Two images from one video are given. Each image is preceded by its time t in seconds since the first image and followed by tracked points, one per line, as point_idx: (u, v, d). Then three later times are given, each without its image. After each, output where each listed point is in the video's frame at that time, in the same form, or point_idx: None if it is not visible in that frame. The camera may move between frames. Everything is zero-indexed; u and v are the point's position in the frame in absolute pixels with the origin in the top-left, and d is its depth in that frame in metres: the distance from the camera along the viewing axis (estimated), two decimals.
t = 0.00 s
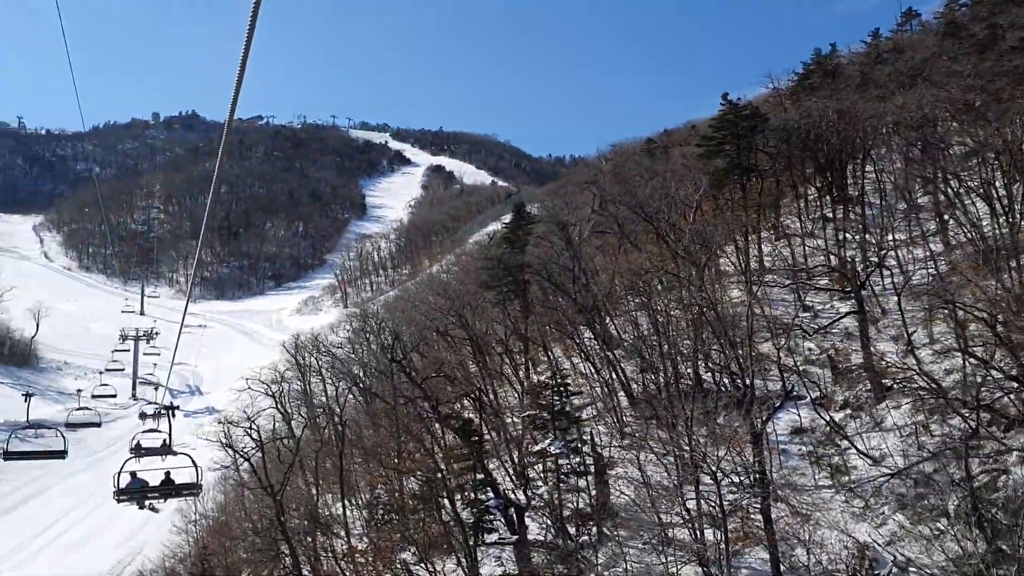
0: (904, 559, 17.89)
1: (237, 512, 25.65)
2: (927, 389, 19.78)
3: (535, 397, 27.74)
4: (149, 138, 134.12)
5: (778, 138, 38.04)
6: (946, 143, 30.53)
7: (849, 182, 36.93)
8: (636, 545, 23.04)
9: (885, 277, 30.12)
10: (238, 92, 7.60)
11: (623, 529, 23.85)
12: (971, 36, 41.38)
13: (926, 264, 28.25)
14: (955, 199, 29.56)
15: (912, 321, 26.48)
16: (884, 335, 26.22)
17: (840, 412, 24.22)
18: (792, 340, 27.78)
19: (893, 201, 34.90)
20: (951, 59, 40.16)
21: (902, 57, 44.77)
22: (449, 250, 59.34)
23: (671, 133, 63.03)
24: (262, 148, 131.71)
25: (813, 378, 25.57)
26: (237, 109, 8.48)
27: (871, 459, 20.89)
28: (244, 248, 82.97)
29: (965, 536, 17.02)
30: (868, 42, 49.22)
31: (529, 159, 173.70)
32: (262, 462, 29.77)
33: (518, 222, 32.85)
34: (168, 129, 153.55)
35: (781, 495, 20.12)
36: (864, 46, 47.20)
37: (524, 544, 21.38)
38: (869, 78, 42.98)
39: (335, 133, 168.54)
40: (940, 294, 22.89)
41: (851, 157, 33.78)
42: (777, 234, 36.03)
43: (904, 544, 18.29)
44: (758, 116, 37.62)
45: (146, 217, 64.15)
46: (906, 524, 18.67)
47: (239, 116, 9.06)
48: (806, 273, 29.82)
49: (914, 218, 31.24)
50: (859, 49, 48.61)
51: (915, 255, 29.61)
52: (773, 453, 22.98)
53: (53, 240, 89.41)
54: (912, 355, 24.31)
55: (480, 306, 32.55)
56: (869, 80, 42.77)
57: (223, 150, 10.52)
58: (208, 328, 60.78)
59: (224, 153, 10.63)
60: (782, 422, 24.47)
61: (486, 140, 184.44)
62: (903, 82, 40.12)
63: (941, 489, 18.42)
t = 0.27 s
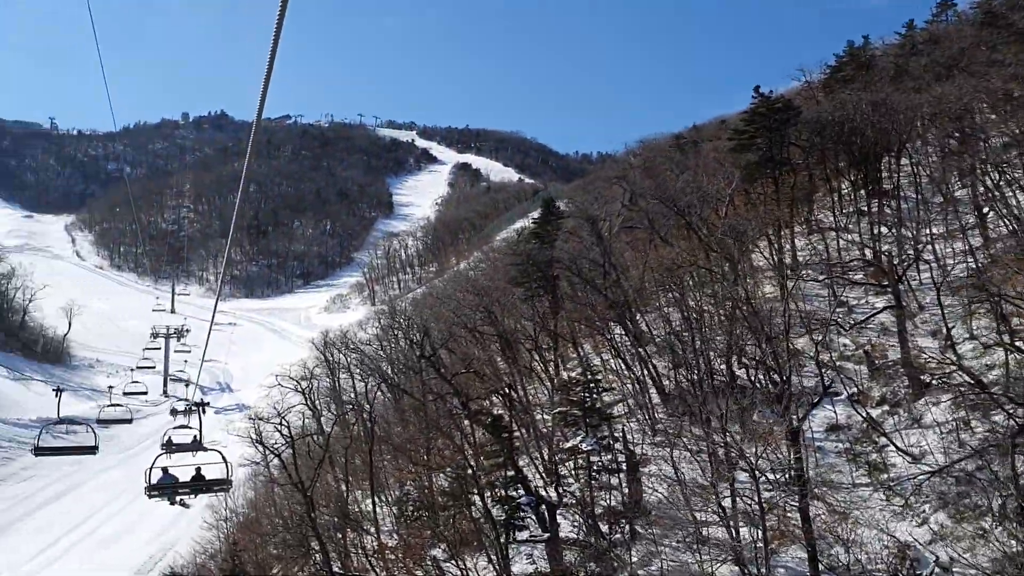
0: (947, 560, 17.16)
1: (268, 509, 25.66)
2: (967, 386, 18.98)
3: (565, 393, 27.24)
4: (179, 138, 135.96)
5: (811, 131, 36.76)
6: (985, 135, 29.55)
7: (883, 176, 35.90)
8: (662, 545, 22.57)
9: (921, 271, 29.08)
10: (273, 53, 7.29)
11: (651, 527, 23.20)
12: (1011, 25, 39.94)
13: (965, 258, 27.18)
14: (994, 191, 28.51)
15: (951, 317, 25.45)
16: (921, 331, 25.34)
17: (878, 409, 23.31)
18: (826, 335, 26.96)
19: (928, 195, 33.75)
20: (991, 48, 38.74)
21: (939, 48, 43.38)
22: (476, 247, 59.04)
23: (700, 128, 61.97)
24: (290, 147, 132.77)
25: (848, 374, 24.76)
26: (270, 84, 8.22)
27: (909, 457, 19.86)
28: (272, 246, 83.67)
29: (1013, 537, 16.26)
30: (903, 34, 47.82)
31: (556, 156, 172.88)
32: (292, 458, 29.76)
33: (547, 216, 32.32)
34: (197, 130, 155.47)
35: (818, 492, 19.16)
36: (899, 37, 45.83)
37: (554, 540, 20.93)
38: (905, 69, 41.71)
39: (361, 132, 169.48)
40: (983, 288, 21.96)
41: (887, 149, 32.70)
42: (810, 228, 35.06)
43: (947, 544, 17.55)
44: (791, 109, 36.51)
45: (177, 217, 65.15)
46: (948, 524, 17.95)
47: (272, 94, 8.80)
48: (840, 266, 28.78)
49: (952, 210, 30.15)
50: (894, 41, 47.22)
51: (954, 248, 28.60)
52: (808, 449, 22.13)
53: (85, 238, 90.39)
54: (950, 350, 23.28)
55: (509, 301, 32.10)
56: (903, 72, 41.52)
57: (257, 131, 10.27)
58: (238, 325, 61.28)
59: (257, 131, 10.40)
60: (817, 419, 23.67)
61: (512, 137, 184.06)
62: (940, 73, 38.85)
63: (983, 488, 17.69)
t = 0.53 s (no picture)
0: (981, 559, 16.54)
1: (289, 506, 25.56)
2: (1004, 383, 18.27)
3: (588, 389, 26.74)
4: (200, 138, 136.88)
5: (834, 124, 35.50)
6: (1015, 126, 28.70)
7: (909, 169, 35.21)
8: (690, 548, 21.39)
9: (950, 266, 28.23)
10: (293, 42, 6.96)
11: (676, 526, 22.61)
12: None
13: (995, 252, 26.31)
14: None
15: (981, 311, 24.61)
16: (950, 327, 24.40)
17: (905, 406, 22.53)
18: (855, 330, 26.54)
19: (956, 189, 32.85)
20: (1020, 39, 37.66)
21: (966, 39, 42.28)
22: (494, 244, 58.69)
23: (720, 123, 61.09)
24: (309, 146, 133.30)
25: (875, 370, 24.02)
26: (290, 73, 7.87)
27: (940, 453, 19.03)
28: (291, 244, 84.34)
29: None
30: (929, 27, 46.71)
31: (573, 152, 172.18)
32: (313, 454, 29.61)
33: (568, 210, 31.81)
34: (217, 129, 156.49)
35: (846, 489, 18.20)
36: (924, 29, 44.76)
37: (580, 540, 19.39)
38: (930, 62, 40.72)
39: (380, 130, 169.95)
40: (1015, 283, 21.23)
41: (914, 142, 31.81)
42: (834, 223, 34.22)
43: (982, 544, 16.90)
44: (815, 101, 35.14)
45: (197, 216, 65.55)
46: (980, 522, 17.33)
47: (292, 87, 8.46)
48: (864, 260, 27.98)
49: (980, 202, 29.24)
50: (920, 34, 46.16)
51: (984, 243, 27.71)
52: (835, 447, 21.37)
53: (106, 234, 90.61)
54: (981, 345, 22.48)
55: (529, 297, 31.71)
56: (929, 65, 40.55)
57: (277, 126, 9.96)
58: (258, 322, 61.56)
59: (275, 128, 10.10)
60: (844, 416, 23.19)
61: (530, 134, 183.66)
62: (968, 64, 37.84)
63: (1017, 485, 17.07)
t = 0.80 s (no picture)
0: (1016, 557, 15.85)
1: (310, 502, 25.46)
2: None
3: (611, 385, 26.27)
4: (220, 137, 138.10)
5: (858, 117, 34.83)
6: None
7: (936, 161, 34.40)
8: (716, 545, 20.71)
9: (980, 258, 27.37)
10: (311, 40, 6.69)
11: (700, 522, 22.07)
12: None
13: None
14: None
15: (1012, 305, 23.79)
16: (979, 322, 23.73)
17: (934, 402, 21.85)
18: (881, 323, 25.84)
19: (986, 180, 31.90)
20: None
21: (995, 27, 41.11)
22: (513, 241, 58.39)
23: (742, 117, 60.20)
24: (327, 144, 133.75)
25: (903, 366, 23.35)
26: (308, 67, 7.59)
27: (971, 450, 18.33)
28: (310, 241, 84.73)
29: None
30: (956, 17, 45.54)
31: (592, 149, 171.19)
32: (334, 451, 29.47)
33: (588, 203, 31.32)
34: (237, 128, 157.60)
35: (873, 485, 17.56)
36: (951, 19, 43.62)
37: (603, 538, 18.94)
38: (958, 53, 39.70)
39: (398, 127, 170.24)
40: None
41: (942, 133, 30.93)
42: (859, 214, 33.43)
43: (1017, 542, 16.18)
44: (839, 94, 34.30)
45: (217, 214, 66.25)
46: (1014, 520, 16.67)
47: (310, 82, 8.18)
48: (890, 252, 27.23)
49: (1011, 193, 28.34)
50: (946, 25, 45.01)
51: (1015, 236, 26.82)
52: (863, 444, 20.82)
53: (128, 232, 91.95)
54: (1013, 340, 21.69)
55: (550, 292, 31.23)
56: (956, 56, 39.54)
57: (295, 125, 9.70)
58: (278, 319, 61.86)
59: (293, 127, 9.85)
60: (872, 411, 22.62)
61: (548, 131, 182.97)
62: (997, 52, 36.79)
63: None
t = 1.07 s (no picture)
0: None
1: (327, 500, 25.31)
2: None
3: (630, 381, 25.82)
4: (236, 137, 138.94)
5: (879, 109, 34.10)
6: None
7: (960, 153, 33.58)
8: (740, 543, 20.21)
9: (1007, 251, 26.60)
10: (329, 27, 6.37)
11: (722, 520, 21.60)
12: None
13: None
14: None
15: None
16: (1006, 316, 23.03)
17: (959, 398, 21.26)
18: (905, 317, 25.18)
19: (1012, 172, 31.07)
20: None
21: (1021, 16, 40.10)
22: (528, 237, 58.05)
23: (760, 111, 59.38)
24: (342, 141, 133.99)
25: (928, 361, 22.72)
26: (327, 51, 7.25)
27: (1000, 447, 17.73)
28: (326, 238, 84.90)
29: None
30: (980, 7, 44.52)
31: (608, 145, 170.25)
32: (351, 448, 29.30)
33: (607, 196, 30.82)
34: (253, 126, 158.48)
35: (900, 482, 17.01)
36: (975, 9, 42.65)
37: (624, 536, 18.51)
38: (982, 42, 38.77)
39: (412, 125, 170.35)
40: None
41: (967, 124, 30.15)
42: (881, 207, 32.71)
43: None
44: (860, 86, 33.62)
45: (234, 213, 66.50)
46: None
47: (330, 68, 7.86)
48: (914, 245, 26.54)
49: None
50: (970, 15, 44.02)
51: None
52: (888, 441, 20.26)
53: (145, 231, 92.64)
54: None
55: (567, 288, 30.80)
56: (980, 46, 38.63)
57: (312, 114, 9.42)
58: (294, 316, 62.00)
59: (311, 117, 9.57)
60: (896, 408, 22.04)
61: (563, 128, 182.32)
62: None
63: None
